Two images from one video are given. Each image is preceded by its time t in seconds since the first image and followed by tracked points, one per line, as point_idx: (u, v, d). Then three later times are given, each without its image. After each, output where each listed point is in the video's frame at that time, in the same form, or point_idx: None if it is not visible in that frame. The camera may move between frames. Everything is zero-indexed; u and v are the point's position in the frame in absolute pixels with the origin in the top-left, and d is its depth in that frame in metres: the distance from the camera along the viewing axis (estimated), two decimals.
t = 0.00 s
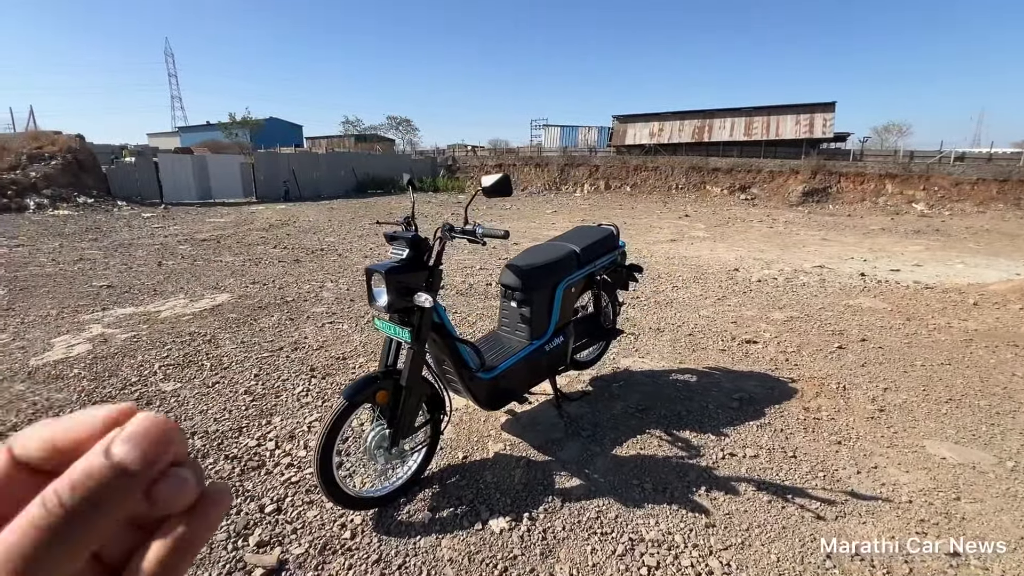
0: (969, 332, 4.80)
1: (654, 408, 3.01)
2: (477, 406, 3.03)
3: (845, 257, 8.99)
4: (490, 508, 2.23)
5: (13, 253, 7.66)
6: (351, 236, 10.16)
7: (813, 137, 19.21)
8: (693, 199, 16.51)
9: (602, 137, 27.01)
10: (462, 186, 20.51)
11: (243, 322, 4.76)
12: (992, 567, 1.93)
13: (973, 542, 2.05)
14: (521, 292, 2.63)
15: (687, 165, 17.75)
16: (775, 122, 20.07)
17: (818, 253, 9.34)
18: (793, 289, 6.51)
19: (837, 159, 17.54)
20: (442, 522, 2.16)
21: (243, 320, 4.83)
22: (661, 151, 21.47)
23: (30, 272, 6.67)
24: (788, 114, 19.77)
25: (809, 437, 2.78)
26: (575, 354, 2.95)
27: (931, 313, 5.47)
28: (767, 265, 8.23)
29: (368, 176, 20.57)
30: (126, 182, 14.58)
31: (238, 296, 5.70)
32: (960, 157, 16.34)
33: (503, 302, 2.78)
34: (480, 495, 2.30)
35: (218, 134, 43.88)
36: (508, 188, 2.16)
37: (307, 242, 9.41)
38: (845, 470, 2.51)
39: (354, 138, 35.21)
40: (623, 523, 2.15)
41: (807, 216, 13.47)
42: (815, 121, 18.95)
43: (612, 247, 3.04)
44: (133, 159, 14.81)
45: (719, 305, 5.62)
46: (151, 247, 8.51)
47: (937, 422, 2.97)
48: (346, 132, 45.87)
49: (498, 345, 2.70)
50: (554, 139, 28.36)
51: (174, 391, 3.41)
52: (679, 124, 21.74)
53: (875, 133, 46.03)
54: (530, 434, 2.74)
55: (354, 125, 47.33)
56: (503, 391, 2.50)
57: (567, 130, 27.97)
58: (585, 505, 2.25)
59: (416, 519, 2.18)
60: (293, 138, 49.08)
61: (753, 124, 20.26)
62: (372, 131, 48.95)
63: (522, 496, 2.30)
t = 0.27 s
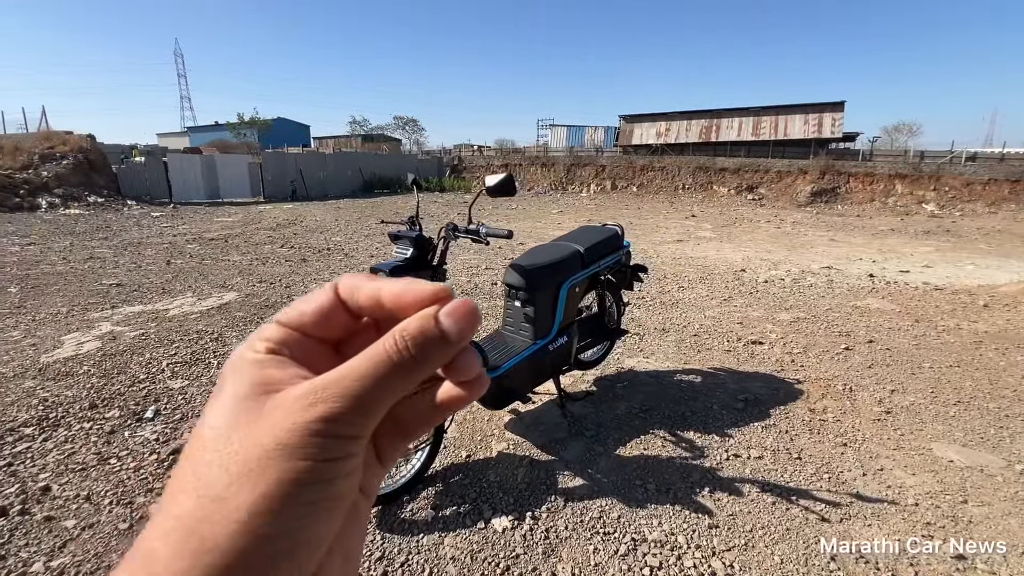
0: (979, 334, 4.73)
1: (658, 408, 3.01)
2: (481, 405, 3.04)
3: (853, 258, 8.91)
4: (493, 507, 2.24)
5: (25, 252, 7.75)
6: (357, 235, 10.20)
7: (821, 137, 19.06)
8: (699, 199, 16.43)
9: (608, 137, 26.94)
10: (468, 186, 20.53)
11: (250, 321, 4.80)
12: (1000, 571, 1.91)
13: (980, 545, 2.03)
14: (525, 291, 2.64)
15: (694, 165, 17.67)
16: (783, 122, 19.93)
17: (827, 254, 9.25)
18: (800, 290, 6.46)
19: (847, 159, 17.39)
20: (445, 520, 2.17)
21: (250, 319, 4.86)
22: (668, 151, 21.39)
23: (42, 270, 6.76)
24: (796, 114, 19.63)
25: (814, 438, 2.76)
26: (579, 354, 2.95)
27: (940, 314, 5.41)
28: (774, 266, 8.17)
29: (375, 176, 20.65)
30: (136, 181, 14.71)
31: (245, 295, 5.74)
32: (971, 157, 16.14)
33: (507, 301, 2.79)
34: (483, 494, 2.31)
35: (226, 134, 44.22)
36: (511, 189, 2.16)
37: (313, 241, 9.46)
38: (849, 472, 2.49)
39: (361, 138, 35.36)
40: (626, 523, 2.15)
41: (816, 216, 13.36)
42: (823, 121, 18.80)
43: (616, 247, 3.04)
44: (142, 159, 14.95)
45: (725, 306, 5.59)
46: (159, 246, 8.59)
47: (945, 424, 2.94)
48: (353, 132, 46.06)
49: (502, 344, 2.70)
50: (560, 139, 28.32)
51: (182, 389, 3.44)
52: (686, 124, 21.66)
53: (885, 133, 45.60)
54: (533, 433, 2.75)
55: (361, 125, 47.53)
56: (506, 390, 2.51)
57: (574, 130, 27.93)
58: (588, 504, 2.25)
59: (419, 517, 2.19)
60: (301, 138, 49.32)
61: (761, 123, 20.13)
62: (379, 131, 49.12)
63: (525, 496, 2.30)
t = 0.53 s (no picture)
0: (986, 335, 4.70)
1: (661, 408, 3.01)
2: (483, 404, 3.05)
3: (860, 258, 8.86)
4: (496, 505, 2.24)
5: (33, 250, 7.83)
6: (362, 235, 10.24)
7: (828, 137, 18.96)
8: (704, 199, 16.39)
9: (613, 137, 26.91)
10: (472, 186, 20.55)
11: (255, 319, 4.83)
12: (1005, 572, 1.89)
13: (983, 547, 2.02)
14: (528, 290, 2.64)
15: (699, 165, 17.63)
16: (789, 122, 19.84)
17: (832, 254, 9.20)
18: (805, 291, 6.42)
19: (853, 159, 17.29)
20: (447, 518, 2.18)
21: (255, 317, 4.89)
22: (673, 151, 21.35)
23: (50, 269, 6.82)
24: (802, 114, 19.55)
25: (818, 439, 2.75)
26: (582, 353, 2.96)
27: (946, 315, 5.37)
28: (780, 266, 8.13)
29: (379, 175, 20.70)
30: (142, 181, 14.80)
31: (250, 293, 5.78)
32: (979, 157, 16.02)
33: (510, 299, 2.79)
34: (486, 492, 2.32)
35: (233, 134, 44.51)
36: (514, 187, 2.16)
37: (319, 240, 9.51)
38: (853, 472, 2.48)
39: (366, 138, 35.49)
40: (628, 522, 2.15)
41: (821, 216, 13.30)
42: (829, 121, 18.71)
43: (620, 246, 3.04)
44: (149, 159, 15.05)
45: (729, 306, 5.57)
46: (166, 245, 8.65)
47: (951, 425, 2.92)
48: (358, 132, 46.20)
49: (506, 343, 2.71)
50: (565, 139, 28.31)
51: (187, 386, 3.47)
52: (690, 124, 21.62)
53: (893, 133, 45.23)
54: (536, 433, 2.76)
55: (366, 125, 47.68)
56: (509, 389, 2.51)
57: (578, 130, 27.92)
58: (590, 503, 2.26)
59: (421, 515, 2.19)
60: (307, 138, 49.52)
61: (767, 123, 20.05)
62: (384, 131, 49.24)
63: (528, 494, 2.31)
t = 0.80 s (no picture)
0: (992, 335, 4.67)
1: (664, 408, 3.00)
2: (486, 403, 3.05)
3: (864, 258, 8.81)
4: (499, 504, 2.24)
5: (39, 249, 7.87)
6: (365, 234, 10.25)
7: (832, 137, 18.88)
8: (707, 199, 16.35)
9: (616, 137, 26.87)
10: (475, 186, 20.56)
11: (258, 318, 4.83)
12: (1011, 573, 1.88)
13: (988, 547, 2.01)
14: (531, 289, 2.64)
15: (702, 165, 17.58)
16: (793, 121, 19.76)
17: (837, 254, 9.16)
18: (809, 291, 6.39)
19: (858, 159, 17.22)
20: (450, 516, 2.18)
21: (258, 316, 4.90)
22: (676, 151, 21.30)
23: (55, 268, 6.85)
24: (806, 113, 19.48)
25: (822, 439, 2.74)
26: (585, 352, 2.96)
27: (952, 316, 5.33)
28: (784, 266, 8.09)
29: (382, 175, 20.73)
30: (146, 180, 14.85)
31: (253, 292, 5.79)
32: (985, 157, 15.93)
33: (513, 298, 2.79)
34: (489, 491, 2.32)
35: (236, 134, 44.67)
36: (517, 185, 2.16)
37: (322, 240, 9.53)
38: (858, 473, 2.47)
39: (369, 138, 35.55)
40: (631, 522, 2.15)
41: (826, 216, 13.24)
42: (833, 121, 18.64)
43: (624, 245, 3.04)
44: (154, 158, 15.11)
45: (733, 306, 5.56)
46: (170, 244, 8.68)
47: (956, 426, 2.90)
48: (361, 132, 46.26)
49: (509, 343, 2.71)
50: (568, 139, 28.29)
51: (191, 385, 3.48)
52: (694, 124, 21.58)
53: (898, 133, 44.98)
54: (539, 432, 2.76)
55: (369, 124, 47.75)
56: (512, 387, 2.51)
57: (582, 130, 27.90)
58: (593, 503, 2.25)
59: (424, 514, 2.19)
60: (310, 138, 49.60)
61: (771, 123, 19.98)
62: (387, 131, 49.27)
63: (531, 493, 2.31)
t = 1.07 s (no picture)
0: (994, 336, 4.66)
1: (666, 408, 3.01)
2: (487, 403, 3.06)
3: (867, 259, 8.81)
4: (500, 504, 2.25)
5: (42, 249, 7.90)
6: (367, 234, 10.27)
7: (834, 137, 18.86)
8: (709, 199, 16.35)
9: (618, 137, 26.89)
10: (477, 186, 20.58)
11: (260, 318, 4.85)
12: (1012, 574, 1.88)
13: (988, 548, 2.01)
14: (532, 290, 2.65)
15: (704, 165, 17.58)
16: (795, 122, 19.74)
17: (839, 255, 9.15)
18: (811, 291, 6.40)
19: (860, 159, 17.20)
20: (452, 516, 2.19)
21: (261, 316, 4.91)
22: (678, 151, 21.31)
23: (58, 267, 6.88)
24: (808, 113, 19.47)
25: (824, 440, 2.74)
26: (586, 352, 2.96)
27: (954, 316, 5.33)
28: (786, 267, 8.09)
29: (384, 175, 20.77)
30: (149, 181, 14.90)
31: (256, 292, 5.81)
32: (988, 157, 15.89)
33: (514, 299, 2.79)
34: (490, 491, 2.33)
35: (239, 134, 44.80)
36: (518, 186, 2.17)
37: (324, 239, 9.55)
38: (859, 473, 2.47)
39: (370, 138, 35.61)
40: (632, 522, 2.15)
41: (828, 217, 13.23)
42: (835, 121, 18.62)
43: (625, 245, 3.05)
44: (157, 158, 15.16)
45: (735, 306, 5.56)
46: (173, 244, 8.72)
47: (958, 427, 2.90)
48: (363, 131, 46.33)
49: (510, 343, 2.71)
50: (569, 139, 28.33)
51: (193, 384, 3.49)
52: (695, 124, 21.58)
53: (901, 132, 44.89)
54: (540, 432, 2.77)
55: (371, 124, 47.87)
56: (513, 389, 2.52)
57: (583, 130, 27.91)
58: (594, 503, 2.26)
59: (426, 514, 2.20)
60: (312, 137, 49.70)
61: (773, 123, 19.97)
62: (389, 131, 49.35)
63: (532, 494, 2.32)
